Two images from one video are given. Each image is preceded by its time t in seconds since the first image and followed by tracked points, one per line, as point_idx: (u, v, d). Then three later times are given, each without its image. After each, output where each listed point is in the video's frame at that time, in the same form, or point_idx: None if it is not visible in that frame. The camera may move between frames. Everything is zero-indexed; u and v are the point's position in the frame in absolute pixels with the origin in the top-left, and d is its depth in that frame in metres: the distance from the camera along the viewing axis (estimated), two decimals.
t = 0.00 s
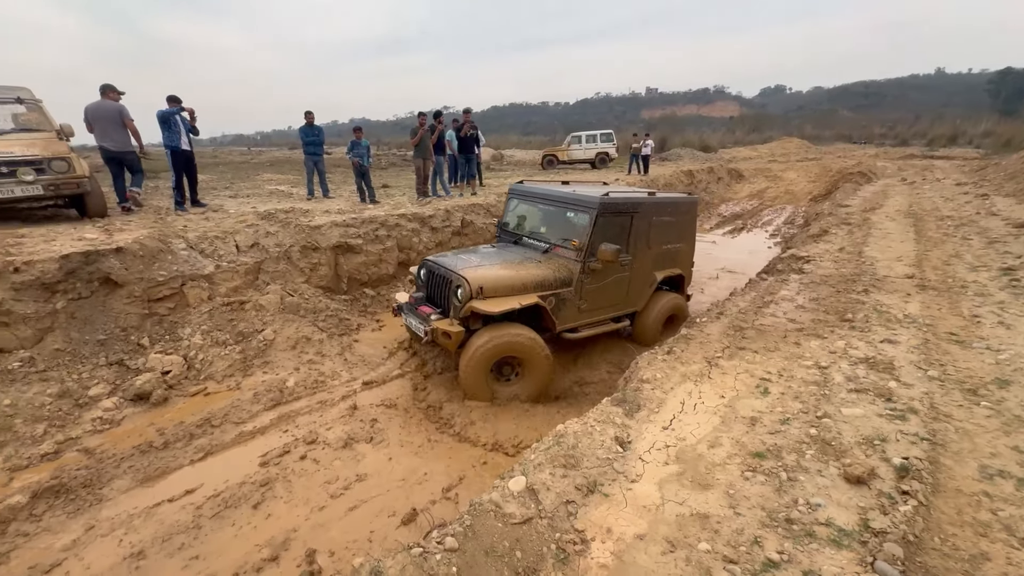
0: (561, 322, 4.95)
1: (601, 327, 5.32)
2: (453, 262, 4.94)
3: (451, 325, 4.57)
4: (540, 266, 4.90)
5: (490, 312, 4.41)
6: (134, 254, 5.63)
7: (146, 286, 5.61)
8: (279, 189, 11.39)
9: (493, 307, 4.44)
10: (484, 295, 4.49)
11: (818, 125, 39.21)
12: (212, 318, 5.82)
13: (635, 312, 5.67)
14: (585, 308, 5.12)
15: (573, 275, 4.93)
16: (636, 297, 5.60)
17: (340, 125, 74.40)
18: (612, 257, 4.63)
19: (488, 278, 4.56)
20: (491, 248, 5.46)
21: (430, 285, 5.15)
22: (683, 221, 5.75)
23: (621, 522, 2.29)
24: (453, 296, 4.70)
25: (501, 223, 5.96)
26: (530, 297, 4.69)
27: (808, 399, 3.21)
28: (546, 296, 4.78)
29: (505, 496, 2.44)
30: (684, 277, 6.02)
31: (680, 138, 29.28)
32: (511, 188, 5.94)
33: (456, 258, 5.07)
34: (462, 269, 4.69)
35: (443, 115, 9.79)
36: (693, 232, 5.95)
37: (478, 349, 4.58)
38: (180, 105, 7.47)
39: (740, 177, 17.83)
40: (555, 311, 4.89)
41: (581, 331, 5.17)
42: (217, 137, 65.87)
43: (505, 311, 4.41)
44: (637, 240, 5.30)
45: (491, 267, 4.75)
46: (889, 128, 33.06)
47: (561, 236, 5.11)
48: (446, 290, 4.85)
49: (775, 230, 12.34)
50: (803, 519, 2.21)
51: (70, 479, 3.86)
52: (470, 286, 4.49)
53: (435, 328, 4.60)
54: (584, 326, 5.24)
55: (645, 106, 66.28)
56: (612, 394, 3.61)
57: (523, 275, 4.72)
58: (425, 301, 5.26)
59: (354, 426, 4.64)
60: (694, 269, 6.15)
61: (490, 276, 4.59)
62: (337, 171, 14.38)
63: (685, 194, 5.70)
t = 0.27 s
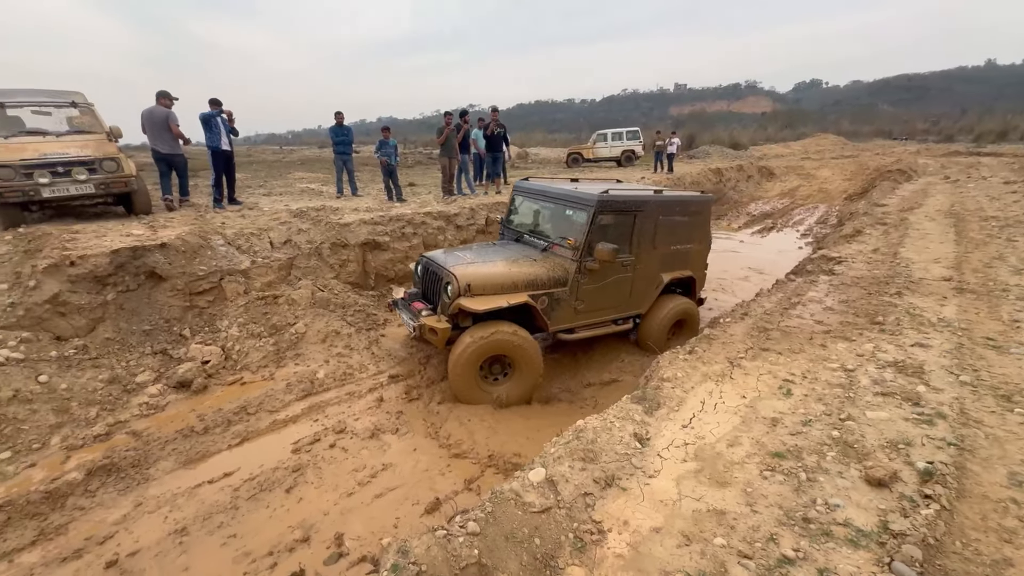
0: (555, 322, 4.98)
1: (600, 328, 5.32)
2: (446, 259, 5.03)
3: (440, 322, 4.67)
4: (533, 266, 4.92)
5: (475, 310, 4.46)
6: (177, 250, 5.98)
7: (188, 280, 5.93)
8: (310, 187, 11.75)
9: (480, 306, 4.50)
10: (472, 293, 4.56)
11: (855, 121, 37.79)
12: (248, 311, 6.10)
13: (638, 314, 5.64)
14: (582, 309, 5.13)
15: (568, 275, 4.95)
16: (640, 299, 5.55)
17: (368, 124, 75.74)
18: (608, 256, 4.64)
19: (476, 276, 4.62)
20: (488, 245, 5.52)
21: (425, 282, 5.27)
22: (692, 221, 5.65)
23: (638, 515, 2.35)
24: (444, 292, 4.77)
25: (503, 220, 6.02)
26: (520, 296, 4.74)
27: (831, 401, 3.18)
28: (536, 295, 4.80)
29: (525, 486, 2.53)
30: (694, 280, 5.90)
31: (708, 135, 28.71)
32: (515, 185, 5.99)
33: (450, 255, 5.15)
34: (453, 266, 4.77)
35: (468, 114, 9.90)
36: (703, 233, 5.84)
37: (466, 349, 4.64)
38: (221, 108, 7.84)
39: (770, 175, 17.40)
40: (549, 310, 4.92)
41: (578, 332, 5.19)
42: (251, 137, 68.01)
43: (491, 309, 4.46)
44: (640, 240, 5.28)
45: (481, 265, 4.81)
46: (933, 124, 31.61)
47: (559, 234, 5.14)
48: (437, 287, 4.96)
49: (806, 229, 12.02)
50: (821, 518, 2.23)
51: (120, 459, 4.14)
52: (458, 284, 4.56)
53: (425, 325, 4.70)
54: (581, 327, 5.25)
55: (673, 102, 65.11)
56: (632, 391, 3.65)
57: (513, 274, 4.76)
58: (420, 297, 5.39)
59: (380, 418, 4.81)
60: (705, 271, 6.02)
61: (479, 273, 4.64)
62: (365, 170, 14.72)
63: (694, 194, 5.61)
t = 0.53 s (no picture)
0: (555, 324, 4.91)
1: (605, 334, 5.21)
2: (449, 256, 5.06)
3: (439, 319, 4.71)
4: (534, 266, 4.87)
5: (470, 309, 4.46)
6: (224, 248, 6.32)
7: (233, 276, 6.26)
8: (345, 188, 12.13)
9: (476, 304, 4.50)
10: (469, 291, 4.56)
11: (900, 121, 36.18)
12: (287, 306, 6.38)
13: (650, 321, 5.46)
14: (587, 313, 5.04)
15: (571, 277, 4.88)
16: (651, 305, 5.37)
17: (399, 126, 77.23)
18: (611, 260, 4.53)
19: (475, 275, 4.62)
20: (496, 245, 5.53)
21: (429, 279, 5.34)
22: (713, 225, 5.37)
23: (667, 511, 2.39)
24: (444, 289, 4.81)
25: (518, 220, 6.04)
26: (518, 297, 4.70)
27: (868, 408, 3.13)
28: (535, 295, 4.75)
29: (555, 479, 2.60)
30: (714, 288, 5.62)
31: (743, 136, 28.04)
32: (530, 185, 5.98)
33: (454, 252, 5.18)
34: (453, 263, 4.79)
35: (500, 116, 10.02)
36: (727, 239, 5.53)
37: (465, 349, 4.65)
38: (266, 113, 8.21)
39: (808, 177, 16.88)
40: (549, 312, 4.86)
41: (581, 337, 5.11)
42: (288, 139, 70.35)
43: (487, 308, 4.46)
44: (653, 244, 5.10)
45: (482, 264, 4.81)
46: (986, 123, 29.97)
47: (566, 235, 5.09)
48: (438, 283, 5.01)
49: (845, 233, 11.63)
50: (854, 523, 2.22)
51: (172, 442, 4.42)
52: (456, 282, 4.58)
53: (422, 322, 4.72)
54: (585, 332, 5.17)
55: (706, 103, 63.82)
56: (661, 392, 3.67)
57: (512, 274, 4.73)
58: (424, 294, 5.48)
59: (411, 412, 4.95)
60: (728, 279, 5.71)
61: (478, 272, 4.64)
62: (397, 171, 15.06)
63: (715, 196, 5.32)
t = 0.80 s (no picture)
0: (559, 331, 4.77)
1: (614, 344, 5.02)
2: (458, 257, 5.04)
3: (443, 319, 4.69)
4: (541, 270, 4.76)
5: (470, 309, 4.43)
6: (268, 249, 6.62)
7: (275, 276, 6.53)
8: (380, 192, 12.44)
9: (478, 306, 4.43)
10: (471, 292, 4.51)
11: (956, 123, 34.23)
12: (325, 306, 6.59)
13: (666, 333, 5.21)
14: (595, 321, 4.86)
15: (579, 283, 4.72)
16: (667, 316, 5.14)
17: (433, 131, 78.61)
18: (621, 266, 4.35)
19: (478, 276, 4.56)
20: (507, 247, 5.46)
21: (439, 278, 5.33)
22: (738, 235, 5.07)
23: (702, 524, 2.35)
24: (450, 290, 4.77)
25: (534, 222, 5.94)
26: (522, 301, 4.59)
27: (918, 426, 2.98)
28: (539, 300, 4.63)
29: (587, 485, 2.59)
30: (738, 302, 5.31)
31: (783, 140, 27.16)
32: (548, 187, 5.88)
33: (464, 253, 5.15)
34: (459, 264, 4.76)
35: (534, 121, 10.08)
36: (754, 250, 5.20)
37: (464, 352, 4.61)
38: (308, 120, 8.54)
39: (852, 183, 16.20)
40: (554, 318, 4.73)
41: (588, 345, 4.94)
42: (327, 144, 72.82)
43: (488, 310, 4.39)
44: (670, 251, 4.87)
45: (488, 265, 4.75)
46: None
47: (578, 239, 4.95)
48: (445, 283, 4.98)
49: (893, 242, 11.09)
50: (902, 546, 2.13)
51: (217, 433, 4.63)
52: (459, 282, 4.54)
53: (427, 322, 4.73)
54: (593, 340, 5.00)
55: (744, 106, 62.19)
56: (696, 402, 3.60)
57: (517, 277, 4.64)
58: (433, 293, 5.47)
59: (442, 413, 5.02)
60: (755, 293, 5.38)
61: (482, 273, 4.59)
62: (431, 176, 15.33)
63: (742, 203, 5.05)
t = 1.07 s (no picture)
0: (561, 339, 4.61)
1: (623, 356, 4.82)
2: (466, 257, 4.99)
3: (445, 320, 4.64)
4: (547, 276, 4.64)
5: (468, 311, 4.38)
6: (306, 250, 6.85)
7: (312, 277, 6.73)
8: (415, 196, 12.67)
9: (477, 309, 4.36)
10: (472, 293, 4.45)
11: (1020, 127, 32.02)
12: (359, 307, 6.74)
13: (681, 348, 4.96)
14: (602, 331, 4.68)
15: (586, 291, 4.57)
16: (682, 331, 4.88)
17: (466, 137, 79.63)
18: (629, 275, 4.18)
19: (480, 278, 4.49)
20: (519, 250, 5.37)
21: (447, 278, 5.24)
22: (763, 248, 4.77)
23: (738, 544, 2.26)
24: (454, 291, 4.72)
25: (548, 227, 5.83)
26: (524, 307, 4.48)
27: (977, 451, 2.78)
28: (542, 306, 4.50)
29: (617, 497, 2.54)
30: (761, 319, 4.98)
31: (828, 145, 26.10)
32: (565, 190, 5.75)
33: (473, 254, 5.10)
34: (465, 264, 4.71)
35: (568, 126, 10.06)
36: (781, 265, 4.88)
37: (462, 359, 4.53)
38: (348, 126, 8.81)
39: (903, 190, 15.39)
40: (557, 325, 4.58)
41: (594, 355, 4.76)
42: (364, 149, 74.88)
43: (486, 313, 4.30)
44: (686, 262, 4.63)
45: (494, 268, 4.68)
46: None
47: (588, 246, 4.79)
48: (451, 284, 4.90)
49: (949, 253, 10.45)
50: None
51: (254, 428, 4.79)
52: (461, 283, 4.48)
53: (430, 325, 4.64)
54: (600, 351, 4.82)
55: (786, 110, 60.19)
56: (732, 416, 3.48)
57: (520, 281, 4.54)
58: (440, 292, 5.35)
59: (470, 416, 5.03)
60: (782, 311, 5.04)
61: (486, 274, 4.51)
62: (464, 180, 15.51)
63: (770, 215, 4.76)
